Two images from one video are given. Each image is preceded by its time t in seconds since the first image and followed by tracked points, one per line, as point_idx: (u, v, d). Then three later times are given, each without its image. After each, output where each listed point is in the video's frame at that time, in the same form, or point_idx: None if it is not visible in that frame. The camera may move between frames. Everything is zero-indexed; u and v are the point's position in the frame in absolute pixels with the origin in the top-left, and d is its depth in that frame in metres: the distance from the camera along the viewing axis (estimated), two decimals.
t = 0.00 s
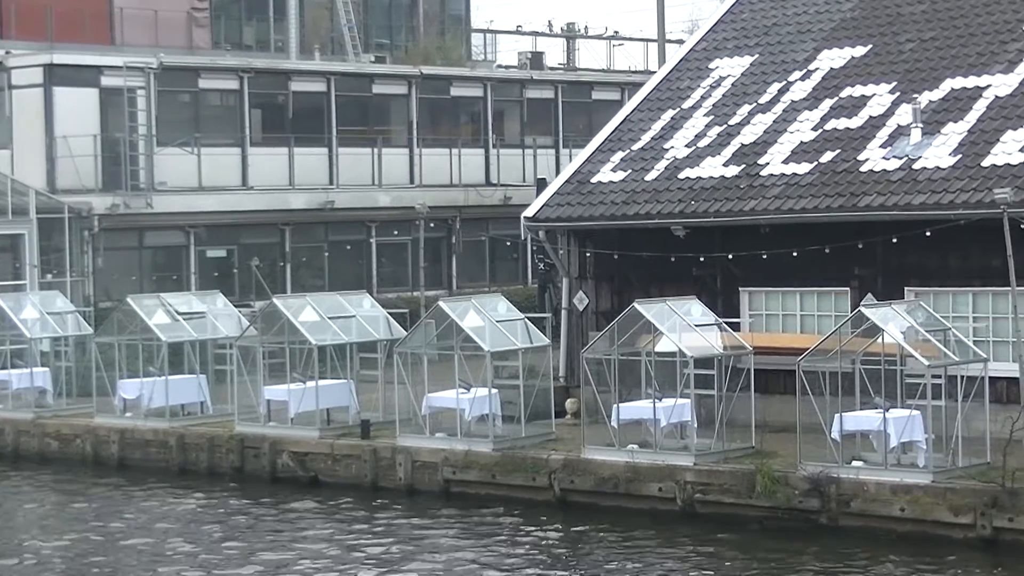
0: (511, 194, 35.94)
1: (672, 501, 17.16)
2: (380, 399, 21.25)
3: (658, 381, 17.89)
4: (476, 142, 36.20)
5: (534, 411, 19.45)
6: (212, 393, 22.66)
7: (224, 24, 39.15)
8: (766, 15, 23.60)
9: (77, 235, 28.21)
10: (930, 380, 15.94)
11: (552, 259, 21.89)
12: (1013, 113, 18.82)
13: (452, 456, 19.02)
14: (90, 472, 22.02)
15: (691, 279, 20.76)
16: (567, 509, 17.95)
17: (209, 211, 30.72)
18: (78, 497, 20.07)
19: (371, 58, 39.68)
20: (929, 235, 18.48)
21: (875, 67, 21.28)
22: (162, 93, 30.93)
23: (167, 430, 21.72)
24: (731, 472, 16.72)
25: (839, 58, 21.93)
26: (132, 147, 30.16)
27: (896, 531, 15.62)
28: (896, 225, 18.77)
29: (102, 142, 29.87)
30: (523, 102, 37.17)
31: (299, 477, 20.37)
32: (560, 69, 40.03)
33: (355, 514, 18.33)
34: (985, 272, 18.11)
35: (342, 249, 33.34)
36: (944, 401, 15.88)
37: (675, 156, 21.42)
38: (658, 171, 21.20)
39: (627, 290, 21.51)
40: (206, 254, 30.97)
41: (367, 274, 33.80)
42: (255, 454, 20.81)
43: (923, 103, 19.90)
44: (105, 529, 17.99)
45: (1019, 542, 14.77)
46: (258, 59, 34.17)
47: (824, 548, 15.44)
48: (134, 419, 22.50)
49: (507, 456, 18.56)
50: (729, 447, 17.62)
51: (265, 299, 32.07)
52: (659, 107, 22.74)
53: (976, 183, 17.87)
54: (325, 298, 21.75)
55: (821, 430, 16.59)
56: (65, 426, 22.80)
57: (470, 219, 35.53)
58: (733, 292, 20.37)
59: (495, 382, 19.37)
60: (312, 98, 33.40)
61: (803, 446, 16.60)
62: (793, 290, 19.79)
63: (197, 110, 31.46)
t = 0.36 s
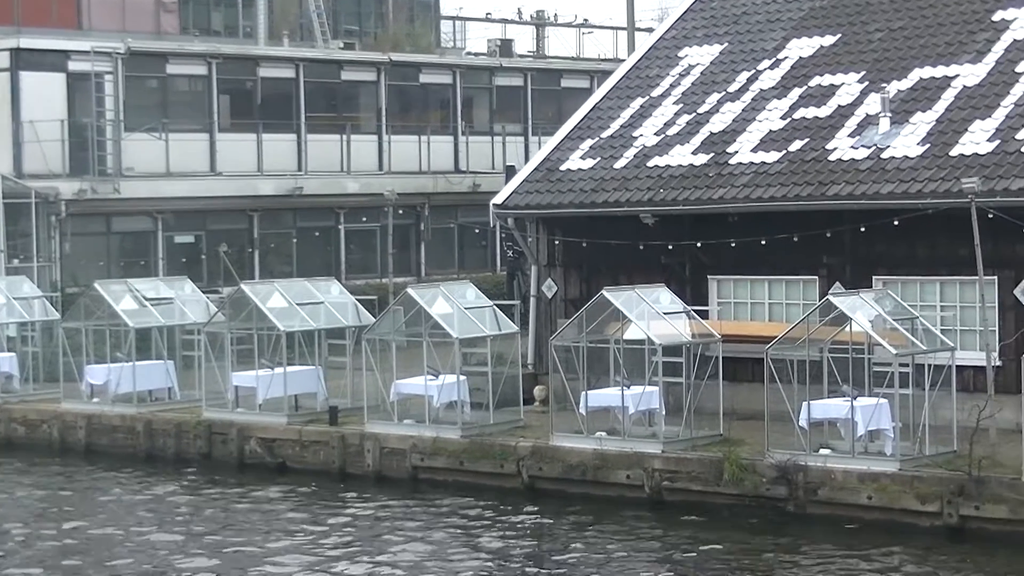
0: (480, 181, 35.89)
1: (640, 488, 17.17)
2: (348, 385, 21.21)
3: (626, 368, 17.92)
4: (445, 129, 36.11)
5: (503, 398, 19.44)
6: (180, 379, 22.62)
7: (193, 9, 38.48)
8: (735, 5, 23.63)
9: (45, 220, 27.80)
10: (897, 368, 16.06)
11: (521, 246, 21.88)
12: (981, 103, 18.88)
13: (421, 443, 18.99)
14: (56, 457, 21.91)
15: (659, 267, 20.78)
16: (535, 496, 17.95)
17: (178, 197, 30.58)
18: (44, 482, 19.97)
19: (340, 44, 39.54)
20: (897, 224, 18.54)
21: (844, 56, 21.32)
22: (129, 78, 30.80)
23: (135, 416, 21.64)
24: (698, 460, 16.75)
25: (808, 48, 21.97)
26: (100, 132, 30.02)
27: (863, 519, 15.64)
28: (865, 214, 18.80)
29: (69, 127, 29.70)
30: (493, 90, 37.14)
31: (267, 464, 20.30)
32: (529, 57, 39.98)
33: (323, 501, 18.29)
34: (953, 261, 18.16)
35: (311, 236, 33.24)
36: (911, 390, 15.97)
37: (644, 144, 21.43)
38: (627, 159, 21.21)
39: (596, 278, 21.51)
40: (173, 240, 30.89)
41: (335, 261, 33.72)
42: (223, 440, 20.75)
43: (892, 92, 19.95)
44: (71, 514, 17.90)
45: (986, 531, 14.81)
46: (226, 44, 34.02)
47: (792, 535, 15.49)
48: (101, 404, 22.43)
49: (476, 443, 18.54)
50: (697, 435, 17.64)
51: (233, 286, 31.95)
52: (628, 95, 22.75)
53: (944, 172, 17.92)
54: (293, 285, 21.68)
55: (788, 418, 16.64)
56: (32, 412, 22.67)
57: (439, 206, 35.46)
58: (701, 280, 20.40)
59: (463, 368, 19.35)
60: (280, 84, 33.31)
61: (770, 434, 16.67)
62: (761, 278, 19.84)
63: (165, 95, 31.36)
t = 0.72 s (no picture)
0: (443, 171, 35.79)
1: (603, 478, 17.18)
2: (310, 376, 21.12)
3: (588, 358, 17.90)
4: (407, 119, 36.00)
5: (465, 388, 19.42)
6: (140, 369, 22.36)
7: None
8: None
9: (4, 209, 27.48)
10: (858, 358, 16.08)
11: (483, 237, 21.83)
12: (942, 93, 18.93)
13: (383, 435, 18.90)
14: (17, 450, 21.76)
15: (621, 257, 20.76)
16: (497, 487, 17.91)
17: (139, 187, 30.39)
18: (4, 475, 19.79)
19: (301, 34, 39.34)
20: (858, 213, 18.57)
21: (805, 46, 21.35)
22: (88, 68, 30.57)
23: (96, 408, 21.49)
24: (661, 449, 16.74)
25: (769, 37, 21.99)
26: (60, 122, 29.69)
27: (824, 507, 15.62)
28: (827, 203, 18.83)
29: (28, 116, 29.30)
30: (455, 80, 37.07)
31: (228, 455, 20.20)
32: (491, 47, 39.89)
33: (285, 492, 18.20)
34: (914, 250, 18.23)
35: (272, 226, 33.09)
36: (872, 378, 16.02)
37: (606, 134, 21.42)
38: (589, 149, 21.19)
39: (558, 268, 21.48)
40: (134, 231, 30.67)
41: (297, 252, 33.57)
42: (185, 432, 20.63)
43: (853, 82, 19.98)
44: (31, 507, 17.75)
45: (946, 519, 14.85)
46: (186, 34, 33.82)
47: (755, 525, 15.51)
48: (62, 396, 22.27)
49: (438, 434, 18.48)
50: (659, 425, 17.63)
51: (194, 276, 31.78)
52: (590, 85, 22.73)
53: (905, 162, 17.95)
54: (255, 276, 21.56)
55: (751, 408, 16.66)
56: None
57: (402, 196, 35.33)
58: (663, 270, 20.39)
59: (426, 359, 19.33)
60: (241, 74, 33.15)
61: (733, 423, 16.68)
62: (723, 268, 19.84)
63: (125, 84, 31.19)
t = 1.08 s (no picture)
0: (414, 168, 35.72)
1: (572, 476, 17.17)
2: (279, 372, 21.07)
3: (558, 356, 17.89)
4: (379, 116, 35.91)
5: (435, 385, 19.38)
6: (109, 365, 22.28)
7: None
8: None
9: None
10: (828, 357, 16.03)
11: (454, 234, 21.79)
12: (913, 93, 18.98)
13: (353, 431, 18.87)
14: None
15: (592, 255, 20.75)
16: (467, 484, 17.88)
17: (109, 182, 30.25)
18: None
19: (273, 30, 39.18)
20: (828, 213, 18.59)
21: (776, 45, 21.38)
22: (59, 62, 30.37)
23: (64, 403, 21.38)
24: (630, 447, 16.74)
25: (741, 36, 22.02)
26: (29, 116, 29.65)
27: (793, 507, 15.67)
28: (797, 203, 18.84)
29: None
30: (426, 77, 36.96)
31: (197, 451, 20.13)
32: (463, 43, 39.81)
33: (254, 488, 18.14)
34: (884, 250, 18.26)
35: (243, 222, 32.98)
36: (842, 377, 15.98)
37: (577, 132, 21.42)
38: (560, 147, 21.18)
39: (529, 266, 21.46)
40: (103, 226, 30.52)
41: (267, 248, 33.48)
42: (153, 427, 20.54)
43: (824, 82, 20.01)
44: None
45: (915, 519, 14.89)
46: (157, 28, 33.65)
47: (723, 523, 15.52)
48: (30, 390, 22.16)
49: (408, 431, 18.44)
50: (629, 423, 17.62)
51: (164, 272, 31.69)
52: (562, 83, 22.74)
53: (875, 162, 17.98)
54: (226, 272, 21.44)
55: (722, 407, 16.61)
56: None
57: (373, 192, 35.25)
58: (634, 268, 20.38)
59: (396, 356, 19.23)
60: (212, 70, 32.98)
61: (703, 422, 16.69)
62: (694, 267, 19.85)
63: (96, 78, 30.91)
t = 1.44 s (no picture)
0: (381, 157, 35.60)
1: (538, 465, 17.14)
2: (244, 362, 21.01)
3: (525, 345, 17.86)
4: (345, 105, 35.78)
5: (401, 374, 19.35)
6: (73, 355, 22.13)
7: None
8: None
9: None
10: (794, 347, 16.12)
11: (420, 223, 21.72)
12: (879, 83, 19.02)
13: (318, 421, 18.80)
14: None
15: (559, 244, 20.72)
16: (433, 474, 17.84)
17: (73, 171, 30.06)
18: None
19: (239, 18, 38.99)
20: (795, 203, 18.60)
21: (742, 35, 21.39)
22: (22, 50, 30.19)
23: (28, 393, 21.24)
24: (596, 436, 16.74)
25: (707, 26, 22.04)
26: None
27: (759, 496, 15.68)
28: (763, 192, 18.85)
29: None
30: (393, 66, 36.84)
31: (162, 441, 20.02)
32: (430, 32, 39.67)
33: (220, 478, 18.06)
34: (850, 240, 18.28)
35: (208, 211, 32.82)
36: (808, 366, 16.06)
37: (544, 121, 21.39)
38: (526, 137, 21.14)
39: (495, 255, 21.42)
40: (68, 215, 30.32)
41: (234, 237, 33.31)
42: (118, 418, 20.43)
43: (790, 71, 20.03)
44: None
45: (880, 507, 14.91)
46: (122, 16, 33.45)
47: (688, 512, 15.53)
48: None
49: (374, 421, 18.39)
50: (596, 412, 17.61)
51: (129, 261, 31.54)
52: (528, 72, 22.72)
53: (841, 152, 18.01)
54: (191, 261, 21.35)
55: (688, 396, 16.69)
56: None
57: (338, 181, 35.15)
58: (600, 257, 20.37)
59: (362, 346, 19.23)
60: (178, 59, 32.80)
61: (670, 411, 16.72)
62: (661, 256, 19.84)
63: (60, 67, 30.79)
